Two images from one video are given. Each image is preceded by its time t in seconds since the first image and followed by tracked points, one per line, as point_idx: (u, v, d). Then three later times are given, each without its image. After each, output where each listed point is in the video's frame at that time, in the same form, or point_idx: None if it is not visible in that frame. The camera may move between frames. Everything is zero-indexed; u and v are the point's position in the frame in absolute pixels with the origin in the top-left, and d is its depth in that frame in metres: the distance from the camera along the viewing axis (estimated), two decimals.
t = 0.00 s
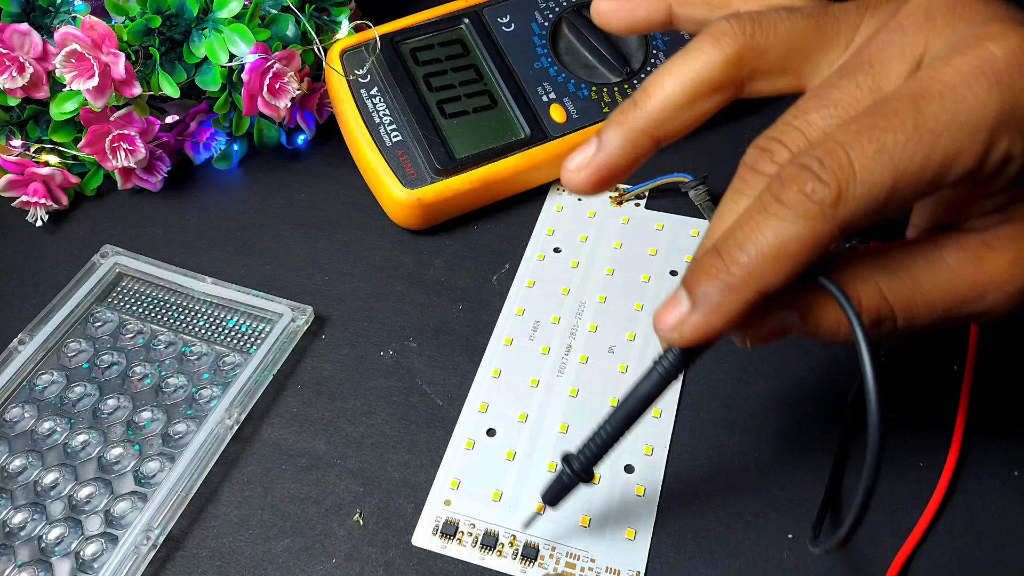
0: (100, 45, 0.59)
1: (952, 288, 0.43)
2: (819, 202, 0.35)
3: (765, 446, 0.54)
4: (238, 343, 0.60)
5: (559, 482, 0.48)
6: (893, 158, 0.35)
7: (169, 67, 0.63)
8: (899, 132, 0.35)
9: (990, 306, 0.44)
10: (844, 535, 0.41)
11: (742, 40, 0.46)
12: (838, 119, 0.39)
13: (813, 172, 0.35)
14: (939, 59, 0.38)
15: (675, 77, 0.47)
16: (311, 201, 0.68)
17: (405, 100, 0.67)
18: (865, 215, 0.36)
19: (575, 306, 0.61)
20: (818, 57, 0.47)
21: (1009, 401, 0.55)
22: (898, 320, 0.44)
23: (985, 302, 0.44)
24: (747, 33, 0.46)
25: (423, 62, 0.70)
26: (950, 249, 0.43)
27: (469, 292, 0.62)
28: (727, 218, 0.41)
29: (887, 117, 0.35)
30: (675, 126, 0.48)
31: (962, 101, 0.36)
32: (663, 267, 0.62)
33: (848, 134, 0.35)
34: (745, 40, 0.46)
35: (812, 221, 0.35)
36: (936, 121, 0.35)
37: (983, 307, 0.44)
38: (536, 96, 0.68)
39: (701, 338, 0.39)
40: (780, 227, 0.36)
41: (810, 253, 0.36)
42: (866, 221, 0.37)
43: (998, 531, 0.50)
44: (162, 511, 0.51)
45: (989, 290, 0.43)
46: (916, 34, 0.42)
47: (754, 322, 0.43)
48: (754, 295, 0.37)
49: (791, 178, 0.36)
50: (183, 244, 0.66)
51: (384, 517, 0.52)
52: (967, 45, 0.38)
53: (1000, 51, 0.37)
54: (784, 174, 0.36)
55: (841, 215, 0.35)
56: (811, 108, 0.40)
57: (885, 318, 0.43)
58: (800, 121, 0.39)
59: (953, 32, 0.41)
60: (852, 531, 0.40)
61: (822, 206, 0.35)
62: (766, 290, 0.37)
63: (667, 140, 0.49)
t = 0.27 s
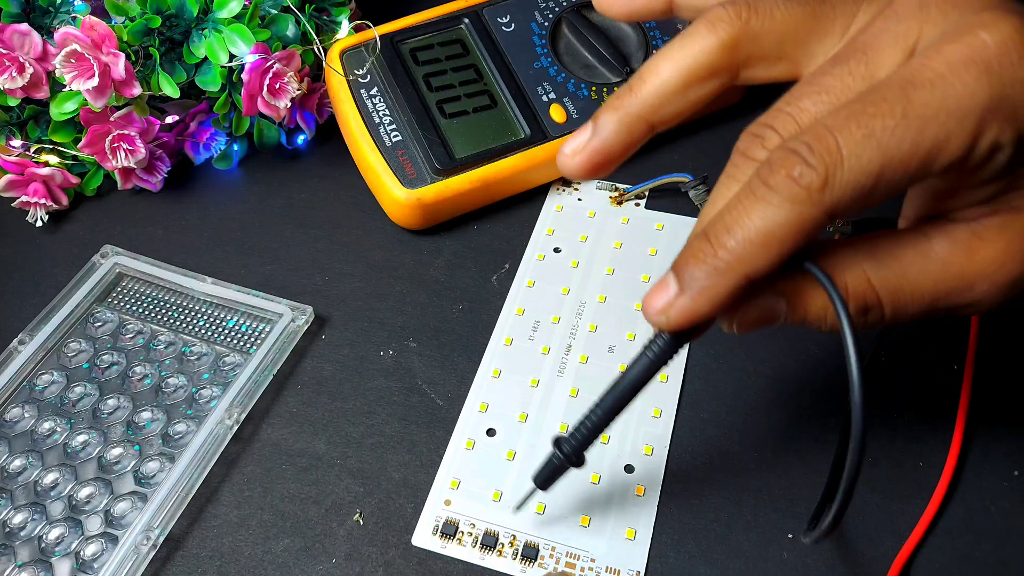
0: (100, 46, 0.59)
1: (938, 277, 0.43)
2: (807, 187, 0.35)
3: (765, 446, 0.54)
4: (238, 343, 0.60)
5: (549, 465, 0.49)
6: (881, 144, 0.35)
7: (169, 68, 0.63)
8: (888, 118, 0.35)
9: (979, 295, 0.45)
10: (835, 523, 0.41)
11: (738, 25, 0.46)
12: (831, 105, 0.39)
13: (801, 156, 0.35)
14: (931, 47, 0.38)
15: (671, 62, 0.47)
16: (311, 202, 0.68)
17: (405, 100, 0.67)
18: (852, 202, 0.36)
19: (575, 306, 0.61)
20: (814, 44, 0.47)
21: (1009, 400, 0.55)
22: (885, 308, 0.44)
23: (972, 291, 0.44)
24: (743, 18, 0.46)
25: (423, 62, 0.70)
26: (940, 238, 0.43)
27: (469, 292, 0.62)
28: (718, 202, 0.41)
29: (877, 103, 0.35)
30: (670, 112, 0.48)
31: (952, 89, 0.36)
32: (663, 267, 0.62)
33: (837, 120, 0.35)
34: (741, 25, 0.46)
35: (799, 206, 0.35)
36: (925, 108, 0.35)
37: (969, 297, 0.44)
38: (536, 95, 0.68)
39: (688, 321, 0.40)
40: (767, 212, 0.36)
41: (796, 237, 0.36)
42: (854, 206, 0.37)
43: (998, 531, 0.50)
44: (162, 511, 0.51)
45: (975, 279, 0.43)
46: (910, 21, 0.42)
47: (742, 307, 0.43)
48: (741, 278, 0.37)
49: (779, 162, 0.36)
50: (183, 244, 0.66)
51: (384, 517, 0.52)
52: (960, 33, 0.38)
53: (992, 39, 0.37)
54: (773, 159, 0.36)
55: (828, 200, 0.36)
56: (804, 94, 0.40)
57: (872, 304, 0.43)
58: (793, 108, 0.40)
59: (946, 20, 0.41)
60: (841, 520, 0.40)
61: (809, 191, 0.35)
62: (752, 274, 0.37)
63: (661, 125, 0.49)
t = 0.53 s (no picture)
0: (100, 46, 0.59)
1: (931, 272, 0.43)
2: (805, 176, 0.35)
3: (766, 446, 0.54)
4: (238, 343, 0.60)
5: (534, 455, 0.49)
6: (881, 135, 0.35)
7: (169, 68, 0.63)
8: (888, 110, 0.35)
9: (972, 292, 0.45)
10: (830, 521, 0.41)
11: (741, 14, 0.46)
12: (831, 96, 0.39)
13: (802, 147, 0.35)
14: (934, 38, 0.38)
15: (675, 51, 0.46)
16: (311, 202, 0.68)
17: (405, 100, 0.67)
18: (851, 193, 0.36)
19: (575, 306, 0.61)
20: (818, 35, 0.47)
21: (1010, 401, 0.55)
22: (878, 300, 0.44)
23: (965, 287, 0.44)
24: (747, 7, 0.46)
25: (423, 62, 0.70)
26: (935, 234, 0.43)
27: (469, 292, 0.62)
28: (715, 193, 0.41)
29: (878, 94, 0.35)
30: (672, 100, 0.47)
31: (953, 81, 0.36)
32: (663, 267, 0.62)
33: (838, 110, 0.35)
34: (744, 15, 0.46)
35: (798, 197, 0.35)
36: (925, 99, 0.35)
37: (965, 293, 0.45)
38: (536, 95, 0.68)
39: (682, 310, 0.39)
40: (766, 203, 0.35)
41: (794, 230, 0.36)
42: (853, 199, 0.36)
43: (998, 531, 0.50)
44: (162, 511, 0.51)
45: (968, 275, 0.44)
46: (914, 11, 0.42)
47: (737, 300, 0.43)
48: (738, 271, 0.37)
49: (779, 152, 0.35)
50: (183, 243, 0.66)
51: (384, 517, 0.52)
52: (963, 25, 0.38)
53: (993, 31, 0.37)
54: (773, 148, 0.36)
55: (827, 192, 0.35)
56: (806, 86, 0.40)
57: (866, 299, 0.43)
58: (795, 100, 0.40)
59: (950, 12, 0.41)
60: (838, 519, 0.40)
61: (809, 181, 0.35)
62: (749, 267, 0.37)
63: (662, 115, 0.48)
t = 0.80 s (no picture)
0: (100, 46, 0.59)
1: (946, 244, 0.43)
2: (808, 128, 0.36)
3: (766, 446, 0.54)
4: (238, 343, 0.60)
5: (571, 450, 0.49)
6: (881, 90, 0.36)
7: (169, 68, 0.63)
8: (887, 66, 0.36)
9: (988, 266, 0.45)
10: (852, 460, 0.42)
11: None
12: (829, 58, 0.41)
13: (800, 105, 0.36)
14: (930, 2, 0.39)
15: (672, 20, 0.52)
16: (311, 202, 0.68)
17: (405, 100, 0.67)
18: (853, 147, 0.37)
19: (575, 306, 0.61)
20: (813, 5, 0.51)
21: (1010, 401, 0.55)
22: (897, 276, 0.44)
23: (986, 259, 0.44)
24: None
25: (423, 62, 0.70)
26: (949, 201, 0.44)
27: (469, 292, 0.62)
28: (721, 161, 0.42)
29: (877, 53, 0.37)
30: (675, 63, 0.53)
31: (950, 37, 0.37)
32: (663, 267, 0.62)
33: (837, 69, 0.37)
34: None
35: (802, 153, 0.36)
36: (924, 56, 0.36)
37: (985, 266, 0.45)
38: (536, 95, 0.68)
39: (703, 285, 0.40)
40: (771, 163, 0.36)
41: (799, 184, 0.36)
42: (853, 155, 0.38)
43: (998, 531, 0.50)
44: (162, 511, 0.51)
45: (987, 247, 0.44)
46: None
47: (750, 270, 0.42)
48: (750, 232, 0.38)
49: (777, 113, 0.36)
50: (183, 243, 0.66)
51: (384, 517, 0.52)
52: None
53: None
54: (771, 109, 0.37)
55: (830, 147, 0.36)
56: (805, 56, 0.42)
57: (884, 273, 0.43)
58: (793, 61, 0.42)
59: None
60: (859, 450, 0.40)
61: (809, 137, 0.36)
62: (760, 229, 0.38)
63: (663, 82, 0.54)
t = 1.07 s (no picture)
0: (100, 45, 0.59)
1: (967, 222, 0.42)
2: (834, 90, 0.35)
3: (766, 446, 0.54)
4: (238, 343, 0.60)
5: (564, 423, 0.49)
6: (909, 48, 0.36)
7: (169, 68, 0.63)
8: (914, 26, 0.36)
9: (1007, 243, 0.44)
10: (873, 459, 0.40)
11: None
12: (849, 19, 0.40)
13: (825, 63, 0.36)
14: None
15: None
16: (311, 202, 0.68)
17: (405, 100, 0.67)
18: (877, 109, 0.36)
19: (575, 306, 0.61)
20: None
21: (1010, 401, 0.55)
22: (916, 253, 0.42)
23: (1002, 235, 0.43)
24: None
25: (423, 62, 0.70)
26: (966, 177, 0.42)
27: (469, 292, 0.62)
28: (734, 128, 0.41)
29: (904, 12, 0.37)
30: (685, 34, 0.50)
31: None
32: (663, 267, 0.62)
33: (862, 27, 0.36)
34: None
35: (827, 113, 0.35)
36: (951, 16, 0.37)
37: (1001, 237, 0.43)
38: (535, 95, 0.68)
39: (716, 255, 0.39)
40: (792, 125, 0.36)
41: (823, 150, 0.36)
42: (877, 117, 0.37)
43: (998, 531, 0.50)
44: (162, 511, 0.51)
45: (1005, 224, 0.42)
46: None
47: (762, 239, 0.41)
48: (771, 199, 0.37)
49: (800, 71, 0.36)
50: (183, 243, 0.66)
51: (384, 517, 0.52)
52: None
53: None
54: (795, 69, 0.36)
55: (854, 108, 0.36)
56: (825, 15, 0.41)
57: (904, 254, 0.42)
58: (811, 23, 0.41)
59: None
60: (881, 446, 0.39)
61: (835, 96, 0.35)
62: (781, 194, 0.37)
63: (677, 52, 0.50)
